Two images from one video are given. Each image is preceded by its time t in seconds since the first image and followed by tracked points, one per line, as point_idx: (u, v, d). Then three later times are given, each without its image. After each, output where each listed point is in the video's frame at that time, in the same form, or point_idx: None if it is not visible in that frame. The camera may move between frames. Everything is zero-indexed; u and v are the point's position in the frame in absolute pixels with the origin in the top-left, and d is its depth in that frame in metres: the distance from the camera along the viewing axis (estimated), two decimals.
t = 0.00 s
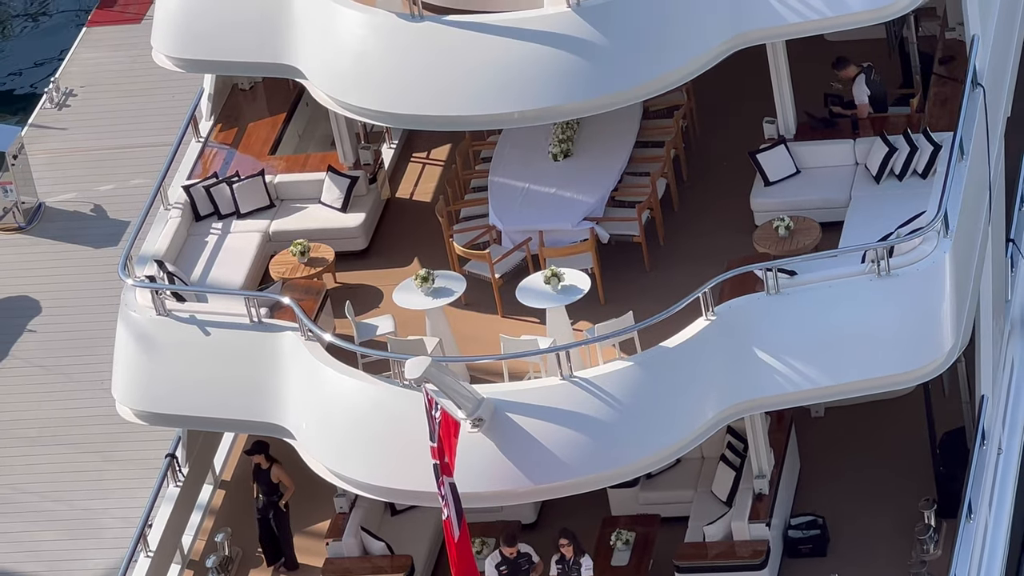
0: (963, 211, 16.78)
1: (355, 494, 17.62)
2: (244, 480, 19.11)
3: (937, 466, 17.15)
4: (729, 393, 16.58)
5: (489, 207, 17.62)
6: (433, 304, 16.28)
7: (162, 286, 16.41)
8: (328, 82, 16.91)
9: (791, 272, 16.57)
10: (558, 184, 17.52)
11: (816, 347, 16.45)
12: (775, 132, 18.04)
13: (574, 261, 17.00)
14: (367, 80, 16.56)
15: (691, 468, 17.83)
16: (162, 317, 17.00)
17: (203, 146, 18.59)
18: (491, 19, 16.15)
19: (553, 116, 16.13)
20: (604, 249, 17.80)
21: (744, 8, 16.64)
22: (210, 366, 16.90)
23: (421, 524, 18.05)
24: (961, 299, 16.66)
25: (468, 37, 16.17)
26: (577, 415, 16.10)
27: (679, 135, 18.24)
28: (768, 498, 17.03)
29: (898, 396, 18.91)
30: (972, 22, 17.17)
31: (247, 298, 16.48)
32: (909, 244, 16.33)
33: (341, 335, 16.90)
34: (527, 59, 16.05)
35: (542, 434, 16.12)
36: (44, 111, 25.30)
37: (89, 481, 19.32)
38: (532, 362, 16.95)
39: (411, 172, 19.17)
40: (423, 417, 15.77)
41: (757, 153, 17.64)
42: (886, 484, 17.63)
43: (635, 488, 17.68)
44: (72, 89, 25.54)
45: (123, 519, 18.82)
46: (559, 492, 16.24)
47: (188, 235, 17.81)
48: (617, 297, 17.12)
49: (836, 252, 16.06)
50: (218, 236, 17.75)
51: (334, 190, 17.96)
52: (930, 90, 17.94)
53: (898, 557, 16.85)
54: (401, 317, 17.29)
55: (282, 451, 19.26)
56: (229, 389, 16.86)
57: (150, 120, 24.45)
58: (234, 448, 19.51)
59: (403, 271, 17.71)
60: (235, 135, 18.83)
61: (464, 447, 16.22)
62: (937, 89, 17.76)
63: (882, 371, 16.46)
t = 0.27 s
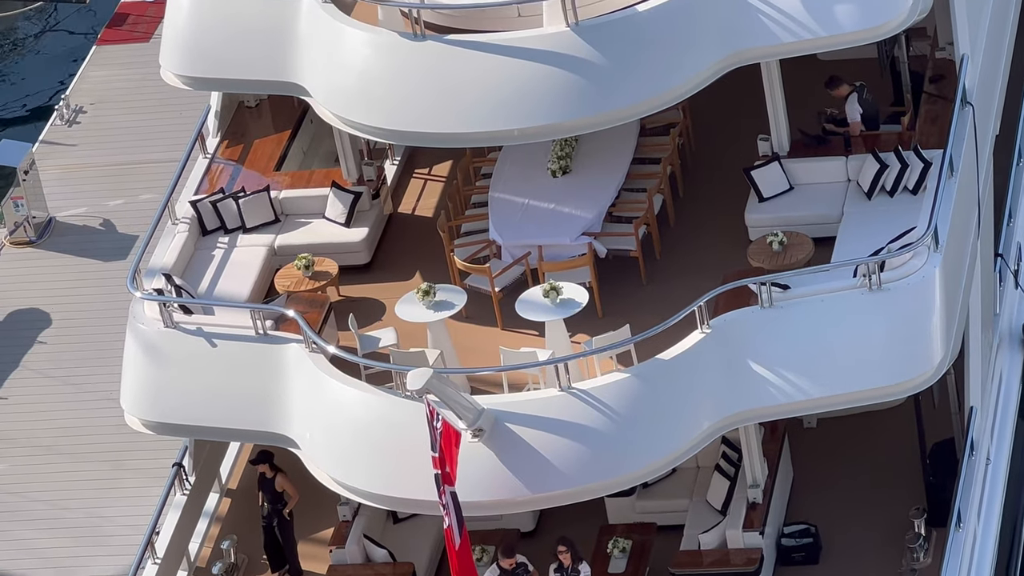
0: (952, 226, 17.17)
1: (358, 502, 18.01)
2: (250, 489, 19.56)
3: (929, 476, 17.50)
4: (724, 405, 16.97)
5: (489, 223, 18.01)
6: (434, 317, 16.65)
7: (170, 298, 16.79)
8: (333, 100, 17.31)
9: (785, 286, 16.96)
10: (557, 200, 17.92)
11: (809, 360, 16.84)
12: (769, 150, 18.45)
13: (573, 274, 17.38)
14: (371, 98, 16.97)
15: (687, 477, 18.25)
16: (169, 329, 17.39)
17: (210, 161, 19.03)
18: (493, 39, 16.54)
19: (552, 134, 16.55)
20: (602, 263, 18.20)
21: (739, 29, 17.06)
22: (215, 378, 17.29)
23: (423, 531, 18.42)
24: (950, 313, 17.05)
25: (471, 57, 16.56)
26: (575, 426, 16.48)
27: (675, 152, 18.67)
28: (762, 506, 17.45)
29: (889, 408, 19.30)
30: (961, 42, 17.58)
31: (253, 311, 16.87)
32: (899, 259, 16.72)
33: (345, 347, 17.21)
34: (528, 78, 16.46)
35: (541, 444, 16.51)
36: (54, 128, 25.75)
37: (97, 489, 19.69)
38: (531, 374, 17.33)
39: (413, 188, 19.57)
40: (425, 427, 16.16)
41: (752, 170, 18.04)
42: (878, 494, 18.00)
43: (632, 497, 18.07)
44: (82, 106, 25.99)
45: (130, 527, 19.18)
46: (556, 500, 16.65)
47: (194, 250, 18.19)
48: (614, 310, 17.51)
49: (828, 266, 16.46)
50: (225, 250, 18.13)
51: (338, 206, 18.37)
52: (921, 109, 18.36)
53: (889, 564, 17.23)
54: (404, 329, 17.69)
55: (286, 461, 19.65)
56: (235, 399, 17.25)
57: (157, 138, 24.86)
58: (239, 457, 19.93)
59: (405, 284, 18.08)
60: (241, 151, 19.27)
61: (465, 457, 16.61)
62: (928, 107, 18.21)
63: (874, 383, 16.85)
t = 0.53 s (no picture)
0: (948, 240, 17.33)
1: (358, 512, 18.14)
2: (251, 498, 19.63)
3: (924, 488, 17.66)
4: (721, 416, 17.13)
5: (489, 235, 18.17)
6: (434, 330, 16.82)
7: (173, 310, 16.95)
8: (334, 113, 17.48)
9: (781, 299, 17.12)
10: (557, 213, 18.10)
11: (805, 372, 17.00)
12: (767, 163, 18.62)
13: (572, 287, 17.53)
14: (372, 112, 17.14)
15: (684, 488, 18.41)
16: (172, 340, 17.55)
17: (212, 174, 19.29)
18: (493, 53, 16.71)
19: (552, 147, 16.74)
20: (601, 276, 18.38)
21: (736, 44, 17.27)
22: (217, 390, 17.46)
23: (423, 541, 18.58)
24: (945, 326, 17.19)
25: (471, 71, 16.73)
26: (573, 436, 16.63)
27: (673, 166, 18.85)
28: (759, 517, 17.63)
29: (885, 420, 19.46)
30: (957, 58, 17.75)
31: (255, 322, 17.03)
32: (895, 272, 16.88)
33: (345, 358, 17.48)
34: (527, 92, 16.63)
35: (540, 455, 16.66)
36: (58, 141, 25.95)
37: (99, 498, 19.84)
38: (530, 386, 17.50)
39: (414, 202, 19.74)
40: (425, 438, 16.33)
41: (749, 184, 18.21)
42: (874, 506, 18.14)
43: (630, 508, 18.21)
44: (86, 120, 26.20)
45: (132, 536, 19.32)
46: (555, 511, 16.80)
47: (197, 262, 18.34)
48: (613, 323, 17.67)
49: (824, 279, 16.62)
50: (226, 262, 18.27)
51: (339, 218, 18.51)
52: (917, 123, 18.53)
53: None
54: (404, 341, 17.85)
55: (288, 472, 19.80)
56: (236, 410, 17.41)
57: (159, 151, 25.05)
58: (241, 468, 20.03)
59: (405, 296, 18.24)
60: (243, 164, 19.49)
61: (465, 468, 16.76)
62: (924, 122, 18.38)
63: (870, 395, 17.01)
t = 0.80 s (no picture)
0: (947, 252, 17.35)
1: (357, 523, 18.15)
2: (250, 509, 19.56)
3: (924, 499, 17.72)
4: (720, 427, 17.13)
5: (489, 247, 18.18)
6: (434, 341, 16.83)
7: (172, 321, 16.95)
8: (334, 124, 17.49)
9: (781, 310, 17.14)
10: (556, 224, 18.10)
11: (805, 384, 17.02)
12: (766, 175, 18.64)
13: (571, 298, 17.54)
14: (372, 123, 17.15)
15: (684, 500, 18.39)
16: (171, 350, 17.56)
17: (212, 185, 19.26)
18: (493, 65, 16.73)
19: (552, 158, 16.76)
20: (601, 287, 18.38)
21: (737, 56, 17.29)
22: (217, 401, 17.46)
23: (421, 554, 18.53)
24: (944, 338, 17.19)
25: (470, 82, 16.74)
26: (570, 446, 16.63)
27: (672, 177, 18.87)
28: (758, 529, 17.60)
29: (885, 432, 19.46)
30: (956, 70, 17.76)
31: (254, 333, 17.03)
32: (895, 284, 16.90)
33: (345, 370, 17.41)
34: (527, 103, 16.65)
35: (539, 467, 16.66)
36: (58, 152, 25.98)
37: (99, 509, 19.83)
38: (530, 397, 17.53)
39: (414, 213, 19.74)
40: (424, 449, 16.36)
41: (748, 197, 18.21)
42: (874, 518, 18.13)
43: (628, 519, 18.19)
44: (86, 131, 26.22)
45: (132, 547, 19.30)
46: (554, 522, 16.80)
47: (196, 273, 18.34)
48: (612, 334, 17.68)
49: (824, 291, 16.64)
50: (226, 273, 18.26)
51: (339, 229, 18.49)
52: (916, 135, 18.54)
53: None
54: (403, 352, 17.86)
55: (287, 483, 19.79)
56: (235, 422, 17.40)
57: (159, 162, 25.07)
58: (240, 479, 19.99)
59: (405, 307, 18.24)
60: (243, 176, 19.47)
61: (464, 479, 16.75)
62: (924, 134, 18.39)
63: (869, 407, 17.01)
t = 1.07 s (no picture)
0: (947, 260, 17.36)
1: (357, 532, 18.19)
2: (249, 518, 19.61)
3: (924, 508, 17.73)
4: (720, 435, 17.14)
5: (488, 255, 18.17)
6: (434, 349, 16.83)
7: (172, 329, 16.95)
8: (334, 132, 17.48)
9: (781, 319, 17.15)
10: (556, 233, 18.10)
11: (804, 392, 17.02)
12: (766, 184, 18.63)
13: (571, 307, 17.55)
14: (372, 131, 17.14)
15: (683, 509, 18.38)
16: (170, 358, 17.54)
17: (211, 193, 19.05)
18: (493, 73, 16.73)
19: (552, 166, 16.77)
20: (600, 296, 18.39)
21: (737, 65, 17.30)
22: (216, 409, 17.45)
23: (420, 562, 18.53)
24: (944, 347, 17.20)
25: (470, 90, 16.75)
26: (570, 455, 16.63)
27: (671, 186, 18.87)
28: (758, 537, 17.62)
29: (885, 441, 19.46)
30: (956, 79, 17.77)
31: (254, 342, 17.03)
32: (895, 293, 16.91)
33: (345, 378, 17.45)
34: (527, 111, 16.65)
35: (538, 475, 16.67)
36: (57, 160, 25.97)
37: (99, 518, 19.81)
38: (530, 406, 17.51)
39: (413, 221, 19.73)
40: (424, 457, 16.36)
41: (748, 205, 18.20)
42: (873, 527, 18.12)
43: (628, 527, 18.16)
44: (85, 139, 26.21)
45: (131, 556, 19.27)
46: (553, 531, 16.79)
47: (196, 281, 18.32)
48: (612, 343, 17.68)
49: (824, 300, 16.66)
50: (225, 280, 18.24)
51: (338, 238, 18.46)
52: (916, 144, 18.55)
53: None
54: (403, 360, 17.86)
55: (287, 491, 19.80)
56: (235, 430, 17.39)
57: (158, 170, 25.06)
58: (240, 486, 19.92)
59: (404, 315, 18.23)
60: (242, 184, 19.42)
61: (463, 488, 16.74)
62: (924, 142, 18.40)
63: (869, 416, 17.01)
